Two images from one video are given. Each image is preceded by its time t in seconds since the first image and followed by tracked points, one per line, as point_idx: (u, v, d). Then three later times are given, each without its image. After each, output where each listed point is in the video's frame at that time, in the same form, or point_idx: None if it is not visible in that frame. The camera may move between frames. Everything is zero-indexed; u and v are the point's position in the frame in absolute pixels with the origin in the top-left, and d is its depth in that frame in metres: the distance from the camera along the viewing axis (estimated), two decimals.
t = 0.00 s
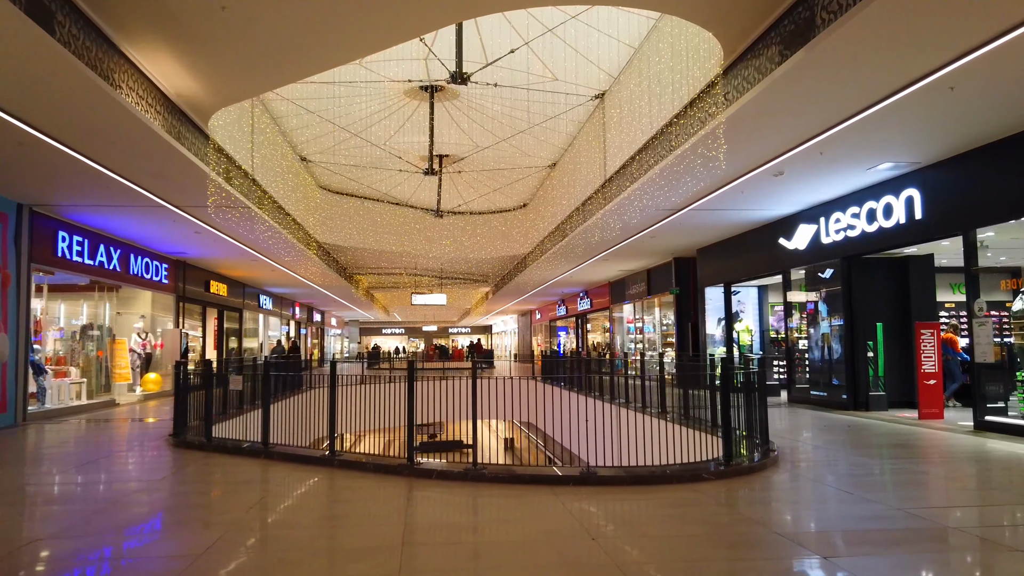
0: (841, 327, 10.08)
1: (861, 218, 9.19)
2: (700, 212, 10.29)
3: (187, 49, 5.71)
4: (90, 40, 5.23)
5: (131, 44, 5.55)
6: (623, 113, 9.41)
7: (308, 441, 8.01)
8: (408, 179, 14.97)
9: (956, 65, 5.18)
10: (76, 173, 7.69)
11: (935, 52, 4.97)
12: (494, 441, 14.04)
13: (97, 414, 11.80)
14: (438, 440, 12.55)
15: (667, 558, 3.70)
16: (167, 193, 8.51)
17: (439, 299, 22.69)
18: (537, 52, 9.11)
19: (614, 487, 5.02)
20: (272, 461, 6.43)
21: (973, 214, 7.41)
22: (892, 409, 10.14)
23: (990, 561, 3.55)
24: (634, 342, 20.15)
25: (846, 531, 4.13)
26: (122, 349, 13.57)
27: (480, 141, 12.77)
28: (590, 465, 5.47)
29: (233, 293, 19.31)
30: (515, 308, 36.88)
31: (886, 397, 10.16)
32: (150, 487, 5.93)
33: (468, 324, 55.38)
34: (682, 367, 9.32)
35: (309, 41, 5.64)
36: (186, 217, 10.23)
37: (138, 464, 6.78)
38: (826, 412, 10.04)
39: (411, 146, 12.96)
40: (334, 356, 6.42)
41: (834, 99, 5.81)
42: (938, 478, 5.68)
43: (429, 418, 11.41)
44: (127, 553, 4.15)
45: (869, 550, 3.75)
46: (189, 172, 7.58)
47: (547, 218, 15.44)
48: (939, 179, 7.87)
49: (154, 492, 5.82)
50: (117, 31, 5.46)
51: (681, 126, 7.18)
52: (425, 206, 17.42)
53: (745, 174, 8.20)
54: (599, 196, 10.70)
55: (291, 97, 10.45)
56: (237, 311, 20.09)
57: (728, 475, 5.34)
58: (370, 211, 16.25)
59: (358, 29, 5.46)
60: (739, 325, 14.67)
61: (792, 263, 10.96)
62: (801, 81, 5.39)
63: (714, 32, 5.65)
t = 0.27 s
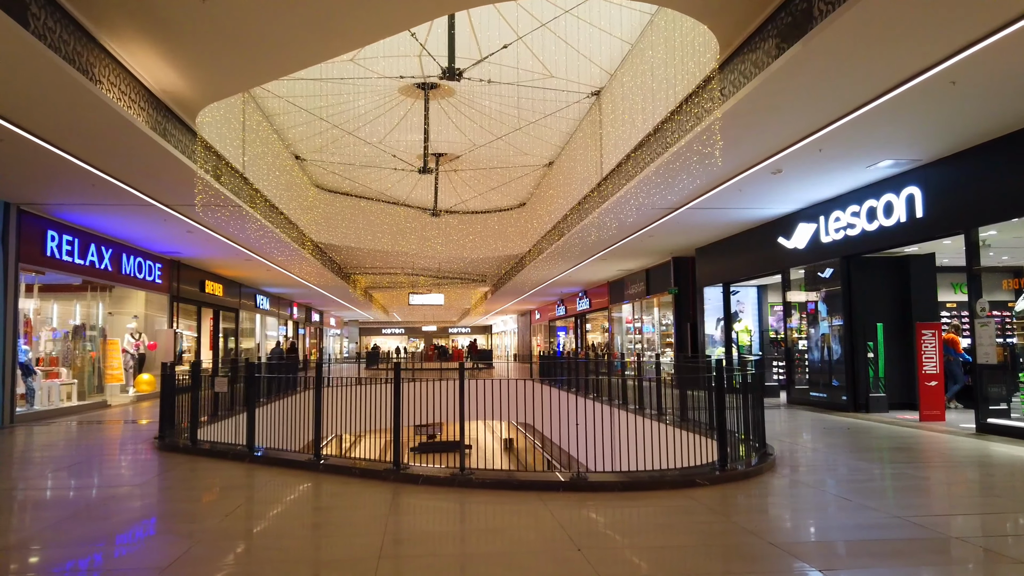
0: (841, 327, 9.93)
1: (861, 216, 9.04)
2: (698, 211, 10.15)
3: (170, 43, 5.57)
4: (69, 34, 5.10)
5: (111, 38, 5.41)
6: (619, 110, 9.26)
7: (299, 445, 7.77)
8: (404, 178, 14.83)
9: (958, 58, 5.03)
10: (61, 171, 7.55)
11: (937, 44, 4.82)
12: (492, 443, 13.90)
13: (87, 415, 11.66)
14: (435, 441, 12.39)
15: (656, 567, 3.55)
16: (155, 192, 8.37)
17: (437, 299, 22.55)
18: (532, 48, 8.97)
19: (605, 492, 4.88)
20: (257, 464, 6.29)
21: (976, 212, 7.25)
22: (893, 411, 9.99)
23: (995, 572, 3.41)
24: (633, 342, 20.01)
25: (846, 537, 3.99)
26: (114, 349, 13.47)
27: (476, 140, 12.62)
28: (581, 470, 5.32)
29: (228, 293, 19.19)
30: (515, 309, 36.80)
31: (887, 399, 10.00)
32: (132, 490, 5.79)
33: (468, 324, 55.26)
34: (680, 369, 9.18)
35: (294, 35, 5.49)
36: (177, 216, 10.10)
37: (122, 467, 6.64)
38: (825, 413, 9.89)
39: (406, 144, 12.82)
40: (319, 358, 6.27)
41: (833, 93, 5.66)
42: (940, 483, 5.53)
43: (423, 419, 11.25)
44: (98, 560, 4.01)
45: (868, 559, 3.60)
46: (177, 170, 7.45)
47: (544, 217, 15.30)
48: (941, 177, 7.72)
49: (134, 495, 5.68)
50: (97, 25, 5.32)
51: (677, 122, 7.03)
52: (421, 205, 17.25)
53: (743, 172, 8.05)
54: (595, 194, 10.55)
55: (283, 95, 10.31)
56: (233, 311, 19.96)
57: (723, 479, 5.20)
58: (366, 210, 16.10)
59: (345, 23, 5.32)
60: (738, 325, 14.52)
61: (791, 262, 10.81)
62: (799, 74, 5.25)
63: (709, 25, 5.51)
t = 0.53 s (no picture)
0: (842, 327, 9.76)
1: (862, 213, 8.87)
2: (697, 208, 9.99)
3: (151, 33, 5.41)
4: (45, 23, 4.93)
5: (88, 26, 5.25)
6: (616, 105, 9.10)
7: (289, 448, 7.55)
8: (400, 175, 14.67)
9: (963, 47, 4.86)
10: (46, 167, 7.40)
11: (941, 33, 4.65)
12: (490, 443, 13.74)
13: (77, 416, 11.50)
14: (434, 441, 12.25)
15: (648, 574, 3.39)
16: (143, 187, 8.21)
17: (435, 299, 22.39)
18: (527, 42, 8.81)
19: (596, 497, 4.71)
20: (242, 467, 6.12)
21: (980, 209, 7.09)
22: (894, 412, 9.82)
23: None
24: (632, 342, 19.85)
25: (847, 544, 3.82)
26: (106, 349, 13.32)
27: (472, 136, 12.46)
28: (573, 473, 5.15)
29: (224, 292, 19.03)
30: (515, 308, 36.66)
31: (888, 400, 9.84)
32: (112, 491, 5.63)
33: (468, 324, 55.12)
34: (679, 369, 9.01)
35: (280, 24, 5.33)
36: (167, 213, 9.94)
37: (104, 468, 6.48)
38: (826, 414, 9.73)
39: (401, 142, 12.66)
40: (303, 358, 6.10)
41: (834, 84, 5.49)
42: (944, 487, 5.36)
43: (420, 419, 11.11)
44: (79, 567, 3.83)
45: (869, 568, 3.44)
46: (163, 165, 7.29)
47: (542, 215, 15.14)
48: (944, 173, 7.55)
49: (113, 497, 5.52)
50: (75, 14, 5.16)
51: (674, 116, 6.87)
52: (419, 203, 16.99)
53: (742, 168, 7.89)
54: (592, 192, 10.38)
55: (275, 90, 10.15)
56: (229, 310, 19.81)
57: (719, 482, 5.02)
58: (362, 208, 15.93)
59: (331, 11, 5.15)
60: (738, 325, 14.34)
61: (791, 261, 10.64)
62: (798, 65, 5.08)
63: (706, 14, 5.35)
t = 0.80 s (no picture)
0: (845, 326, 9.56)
1: (866, 211, 8.68)
2: (696, 206, 9.80)
3: (132, 24, 5.22)
4: (19, 13, 4.74)
5: (63, 15, 5.05)
6: (614, 101, 8.90)
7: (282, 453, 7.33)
8: (397, 173, 14.47)
9: (973, 36, 4.65)
10: (29, 163, 7.21)
11: (951, 21, 4.46)
12: (488, 445, 13.58)
13: (67, 416, 11.33)
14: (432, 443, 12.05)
15: None
16: (129, 183, 8.02)
17: (433, 298, 22.20)
18: (523, 35, 8.62)
19: (590, 504, 4.52)
20: (226, 470, 5.92)
21: (988, 206, 6.88)
22: (899, 413, 9.63)
23: None
24: (632, 342, 19.67)
25: (853, 555, 3.63)
26: (98, 349, 13.20)
27: (469, 133, 12.26)
28: (567, 479, 4.96)
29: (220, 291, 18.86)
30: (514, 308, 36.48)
31: (893, 401, 9.64)
32: (90, 495, 5.44)
33: (468, 323, 54.96)
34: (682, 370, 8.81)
35: (266, 15, 5.13)
36: (157, 211, 9.75)
37: (86, 471, 6.30)
38: (829, 416, 9.53)
39: (398, 139, 12.47)
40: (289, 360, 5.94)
41: (838, 75, 5.30)
42: (953, 493, 5.17)
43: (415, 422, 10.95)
44: None
45: None
46: (149, 161, 7.10)
47: (541, 214, 14.95)
48: (951, 169, 7.35)
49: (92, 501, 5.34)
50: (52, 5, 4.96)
51: (674, 110, 6.68)
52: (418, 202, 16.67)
53: (743, 163, 7.69)
54: (591, 189, 10.19)
55: (267, 86, 9.97)
56: (225, 309, 19.64)
57: (720, 489, 4.83)
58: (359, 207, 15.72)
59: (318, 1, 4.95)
60: (739, 325, 14.07)
61: (793, 259, 10.45)
62: (801, 55, 4.89)
63: (706, 3, 5.15)
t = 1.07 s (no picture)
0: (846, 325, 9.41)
1: (867, 207, 8.52)
2: (694, 203, 9.66)
3: (112, 14, 5.07)
4: None
5: (40, 4, 4.91)
6: (610, 96, 8.76)
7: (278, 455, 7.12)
8: (393, 171, 14.33)
9: (977, 25, 4.50)
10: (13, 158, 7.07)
11: (955, 8, 4.30)
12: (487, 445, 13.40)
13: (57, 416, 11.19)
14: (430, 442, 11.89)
15: None
16: (116, 179, 7.88)
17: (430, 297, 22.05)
18: (518, 29, 8.47)
19: (581, 509, 4.38)
20: (209, 472, 5.78)
21: (992, 202, 6.73)
22: (900, 414, 9.47)
23: None
24: (631, 341, 19.54)
25: (853, 563, 3.47)
26: (90, 348, 13.04)
27: (465, 130, 12.12)
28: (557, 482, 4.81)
29: (216, 290, 18.73)
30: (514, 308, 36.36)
31: (894, 402, 9.49)
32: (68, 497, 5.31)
33: (468, 323, 54.85)
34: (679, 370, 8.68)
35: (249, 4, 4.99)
36: (147, 208, 9.60)
37: (69, 472, 6.16)
38: (829, 417, 9.39)
39: (393, 136, 12.33)
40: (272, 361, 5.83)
41: (837, 66, 5.15)
42: (956, 496, 5.02)
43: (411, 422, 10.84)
44: None
45: None
46: (135, 156, 6.96)
47: (538, 212, 14.82)
48: (953, 165, 7.20)
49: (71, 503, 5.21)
50: None
51: (670, 104, 6.53)
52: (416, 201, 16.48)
53: (741, 159, 7.54)
54: (587, 186, 10.04)
55: (259, 82, 9.83)
56: (221, 308, 19.51)
57: (715, 492, 4.68)
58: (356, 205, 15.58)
59: None
60: (739, 323, 13.98)
61: (793, 257, 10.30)
62: (799, 44, 4.74)
63: None
